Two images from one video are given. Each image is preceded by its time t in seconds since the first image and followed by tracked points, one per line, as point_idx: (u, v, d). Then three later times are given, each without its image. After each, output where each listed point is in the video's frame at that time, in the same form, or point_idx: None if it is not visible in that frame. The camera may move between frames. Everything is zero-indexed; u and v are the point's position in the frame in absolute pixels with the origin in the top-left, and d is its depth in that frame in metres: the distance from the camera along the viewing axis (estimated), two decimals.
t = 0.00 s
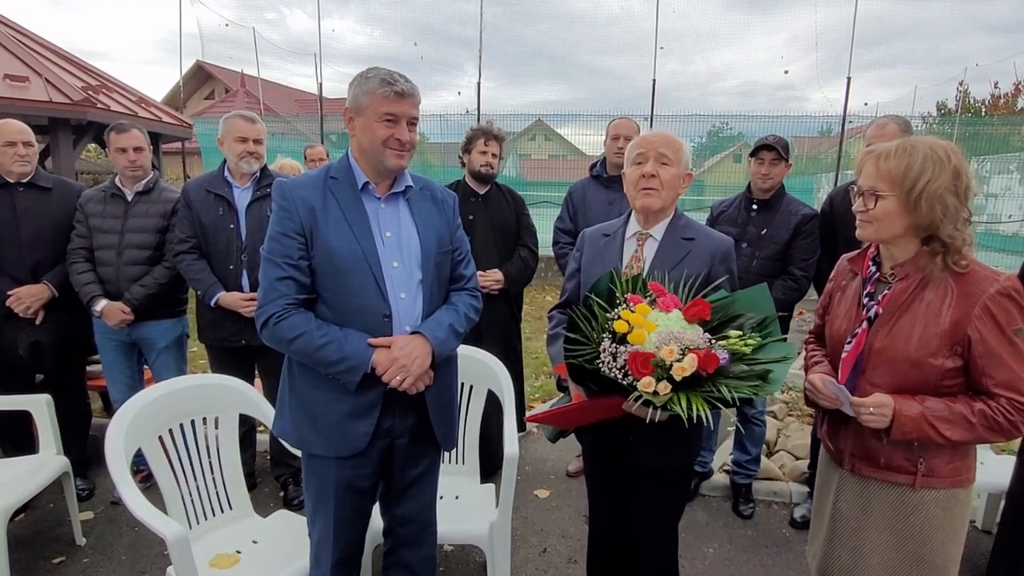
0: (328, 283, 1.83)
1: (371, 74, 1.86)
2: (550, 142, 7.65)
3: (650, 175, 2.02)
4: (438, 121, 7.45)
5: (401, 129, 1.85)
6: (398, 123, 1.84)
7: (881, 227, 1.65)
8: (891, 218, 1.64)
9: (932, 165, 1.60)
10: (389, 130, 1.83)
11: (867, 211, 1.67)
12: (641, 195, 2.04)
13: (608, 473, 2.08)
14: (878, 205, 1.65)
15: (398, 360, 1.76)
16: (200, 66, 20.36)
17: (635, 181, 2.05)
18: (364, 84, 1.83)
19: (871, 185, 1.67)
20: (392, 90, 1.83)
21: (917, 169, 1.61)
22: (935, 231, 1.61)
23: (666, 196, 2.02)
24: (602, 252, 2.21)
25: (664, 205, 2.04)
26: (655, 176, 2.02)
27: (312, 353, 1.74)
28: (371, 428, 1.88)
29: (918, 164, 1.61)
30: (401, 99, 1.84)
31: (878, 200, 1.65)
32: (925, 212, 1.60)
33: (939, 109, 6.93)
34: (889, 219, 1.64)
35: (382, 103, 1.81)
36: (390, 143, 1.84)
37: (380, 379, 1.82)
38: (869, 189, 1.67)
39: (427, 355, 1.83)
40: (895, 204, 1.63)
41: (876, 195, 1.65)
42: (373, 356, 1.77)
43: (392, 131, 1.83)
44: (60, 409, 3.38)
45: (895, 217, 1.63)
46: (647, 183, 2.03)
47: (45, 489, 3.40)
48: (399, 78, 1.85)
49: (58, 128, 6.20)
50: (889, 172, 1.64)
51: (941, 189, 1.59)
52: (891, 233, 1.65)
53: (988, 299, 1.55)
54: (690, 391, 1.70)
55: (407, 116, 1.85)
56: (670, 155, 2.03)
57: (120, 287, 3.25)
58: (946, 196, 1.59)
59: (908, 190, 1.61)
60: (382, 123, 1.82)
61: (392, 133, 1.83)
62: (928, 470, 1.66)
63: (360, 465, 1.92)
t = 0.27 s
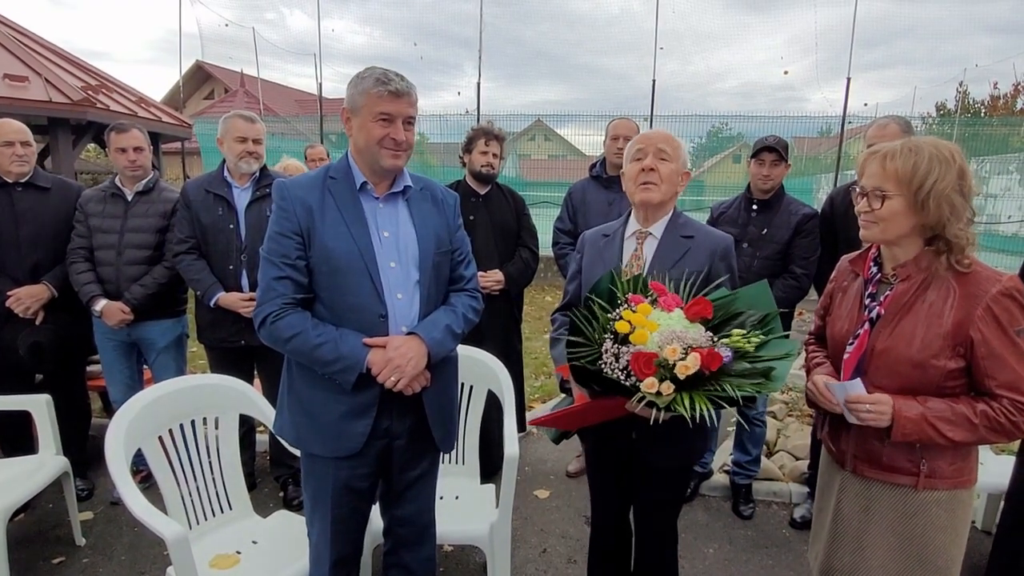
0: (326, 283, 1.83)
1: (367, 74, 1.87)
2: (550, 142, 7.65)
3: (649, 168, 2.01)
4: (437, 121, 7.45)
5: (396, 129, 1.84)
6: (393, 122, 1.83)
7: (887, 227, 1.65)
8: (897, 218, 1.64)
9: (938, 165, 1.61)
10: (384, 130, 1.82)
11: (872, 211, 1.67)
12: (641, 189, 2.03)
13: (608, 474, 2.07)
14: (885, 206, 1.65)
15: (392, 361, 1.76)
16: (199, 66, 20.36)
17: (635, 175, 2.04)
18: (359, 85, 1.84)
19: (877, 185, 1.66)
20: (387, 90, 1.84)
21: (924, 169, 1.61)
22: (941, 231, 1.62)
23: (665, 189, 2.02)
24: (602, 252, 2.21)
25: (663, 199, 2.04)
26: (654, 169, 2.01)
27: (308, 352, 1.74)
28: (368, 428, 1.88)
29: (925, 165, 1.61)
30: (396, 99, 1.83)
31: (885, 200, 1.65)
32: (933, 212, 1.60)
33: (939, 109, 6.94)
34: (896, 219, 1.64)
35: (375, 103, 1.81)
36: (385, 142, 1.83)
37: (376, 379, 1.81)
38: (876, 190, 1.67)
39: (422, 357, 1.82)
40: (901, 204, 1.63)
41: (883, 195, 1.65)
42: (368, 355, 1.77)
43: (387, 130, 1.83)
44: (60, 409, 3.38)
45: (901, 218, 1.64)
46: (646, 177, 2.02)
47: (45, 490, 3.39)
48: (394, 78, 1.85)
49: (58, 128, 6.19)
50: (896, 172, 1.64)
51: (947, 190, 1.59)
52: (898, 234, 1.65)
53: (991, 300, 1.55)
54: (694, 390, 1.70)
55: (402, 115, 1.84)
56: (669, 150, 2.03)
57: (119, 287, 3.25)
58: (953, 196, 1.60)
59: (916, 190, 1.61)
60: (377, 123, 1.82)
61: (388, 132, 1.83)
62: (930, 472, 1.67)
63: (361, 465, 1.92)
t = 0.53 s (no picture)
0: (321, 284, 1.83)
1: (359, 74, 1.88)
2: (549, 143, 7.64)
3: (649, 171, 2.01)
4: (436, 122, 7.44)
5: (387, 129, 1.84)
6: (383, 122, 1.83)
7: (891, 230, 1.65)
8: (901, 220, 1.64)
9: (940, 166, 1.61)
10: (375, 130, 1.82)
11: (875, 214, 1.67)
12: (640, 192, 2.03)
13: (609, 475, 2.07)
14: (889, 208, 1.64)
15: (385, 362, 1.75)
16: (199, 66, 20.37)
17: (634, 178, 2.04)
18: (351, 86, 1.85)
19: (880, 188, 1.66)
20: (378, 89, 1.84)
21: (927, 170, 1.61)
22: (945, 233, 1.63)
23: (664, 191, 2.02)
24: (601, 253, 2.20)
25: (663, 201, 2.04)
26: (653, 172, 2.01)
27: (301, 353, 1.74)
28: (363, 429, 1.88)
29: (928, 167, 1.61)
30: (387, 98, 1.83)
31: (888, 203, 1.64)
32: (937, 213, 1.60)
33: (937, 110, 6.95)
34: (900, 222, 1.64)
35: (366, 103, 1.82)
36: (376, 143, 1.83)
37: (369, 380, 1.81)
38: (878, 193, 1.66)
39: (415, 359, 1.80)
40: (905, 206, 1.63)
41: (886, 198, 1.65)
42: (361, 356, 1.77)
43: (378, 130, 1.82)
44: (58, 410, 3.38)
45: (905, 220, 1.64)
46: (645, 179, 2.02)
47: (43, 490, 3.38)
48: (385, 77, 1.85)
49: (57, 128, 6.18)
50: (898, 174, 1.64)
51: (950, 191, 1.60)
52: (903, 236, 1.65)
53: (994, 300, 1.55)
54: (699, 394, 1.69)
55: (393, 115, 1.84)
56: (667, 152, 2.03)
57: (118, 287, 3.24)
58: (956, 197, 1.61)
59: (919, 192, 1.61)
60: (368, 122, 1.82)
61: (378, 132, 1.82)
62: (933, 473, 1.66)
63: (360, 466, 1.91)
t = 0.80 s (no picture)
0: (317, 283, 1.83)
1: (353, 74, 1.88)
2: (548, 143, 7.64)
3: (650, 172, 2.01)
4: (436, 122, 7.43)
5: (380, 127, 1.83)
6: (375, 121, 1.83)
7: (891, 228, 1.64)
8: (902, 218, 1.63)
9: (943, 166, 1.61)
10: (367, 128, 1.82)
11: (876, 212, 1.66)
12: (642, 193, 2.03)
13: (609, 475, 2.06)
14: (890, 205, 1.64)
15: (378, 362, 1.75)
16: (198, 66, 20.35)
17: (636, 178, 2.04)
18: (343, 85, 1.85)
19: (882, 185, 1.66)
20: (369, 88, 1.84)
21: (930, 169, 1.60)
22: (944, 232, 1.63)
23: (667, 191, 2.02)
24: (602, 253, 2.20)
25: (665, 202, 2.04)
26: (655, 173, 2.01)
27: (296, 352, 1.74)
28: (358, 428, 1.87)
29: (930, 165, 1.61)
30: (379, 97, 1.83)
31: (889, 200, 1.64)
32: (937, 212, 1.60)
33: (936, 110, 6.96)
34: (901, 219, 1.64)
35: (357, 102, 1.82)
36: (369, 141, 1.83)
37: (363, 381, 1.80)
38: (880, 190, 1.66)
39: (410, 359, 1.79)
40: (906, 204, 1.63)
41: (888, 195, 1.64)
42: (356, 356, 1.76)
43: (371, 129, 1.82)
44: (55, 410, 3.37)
45: (906, 219, 1.63)
46: (647, 180, 2.02)
47: (40, 491, 3.38)
48: (377, 75, 1.85)
49: (55, 127, 6.16)
50: (901, 172, 1.63)
51: (951, 190, 1.60)
52: (903, 234, 1.65)
53: (994, 300, 1.55)
54: (704, 402, 1.70)
55: (385, 113, 1.83)
56: (670, 152, 2.03)
57: (118, 287, 3.24)
58: (956, 197, 1.61)
59: (920, 190, 1.61)
60: (360, 121, 1.82)
61: (371, 131, 1.82)
62: (934, 473, 1.66)
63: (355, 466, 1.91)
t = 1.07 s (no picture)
0: (313, 283, 1.83)
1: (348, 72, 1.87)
2: (547, 143, 7.64)
3: (651, 177, 2.01)
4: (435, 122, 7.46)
5: (375, 127, 1.82)
6: (370, 120, 1.82)
7: (890, 228, 1.64)
8: (901, 218, 1.63)
9: (941, 166, 1.61)
10: (363, 128, 1.82)
11: (875, 212, 1.66)
12: (643, 198, 2.03)
13: (608, 476, 2.06)
14: (888, 206, 1.64)
15: (375, 362, 1.74)
16: (197, 66, 20.33)
17: (637, 184, 2.04)
18: (339, 84, 1.85)
19: (880, 185, 1.65)
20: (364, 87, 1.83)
21: (928, 170, 1.60)
22: (943, 232, 1.62)
23: (667, 198, 2.02)
24: (603, 254, 2.19)
25: (665, 207, 2.04)
26: (656, 178, 2.01)
27: (292, 352, 1.74)
28: (355, 428, 1.87)
29: (928, 166, 1.61)
30: (374, 96, 1.82)
31: (888, 201, 1.64)
32: (935, 213, 1.60)
33: (935, 111, 6.96)
34: (899, 219, 1.63)
35: (353, 101, 1.81)
36: (364, 141, 1.82)
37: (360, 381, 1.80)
38: (879, 190, 1.65)
39: (406, 359, 1.79)
40: (905, 204, 1.63)
41: (886, 195, 1.64)
42: (352, 357, 1.76)
43: (366, 129, 1.82)
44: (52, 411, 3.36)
45: (905, 219, 1.63)
46: (649, 186, 2.02)
47: (38, 491, 3.37)
48: (372, 74, 1.84)
49: (53, 127, 6.15)
50: (899, 172, 1.63)
51: (950, 190, 1.60)
52: (902, 234, 1.64)
53: (993, 299, 1.55)
54: (709, 402, 1.69)
55: (381, 112, 1.82)
56: (672, 157, 2.01)
57: (117, 286, 3.23)
58: (954, 197, 1.60)
59: (919, 190, 1.61)
60: (356, 121, 1.82)
61: (367, 131, 1.82)
62: (933, 472, 1.66)
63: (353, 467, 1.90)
